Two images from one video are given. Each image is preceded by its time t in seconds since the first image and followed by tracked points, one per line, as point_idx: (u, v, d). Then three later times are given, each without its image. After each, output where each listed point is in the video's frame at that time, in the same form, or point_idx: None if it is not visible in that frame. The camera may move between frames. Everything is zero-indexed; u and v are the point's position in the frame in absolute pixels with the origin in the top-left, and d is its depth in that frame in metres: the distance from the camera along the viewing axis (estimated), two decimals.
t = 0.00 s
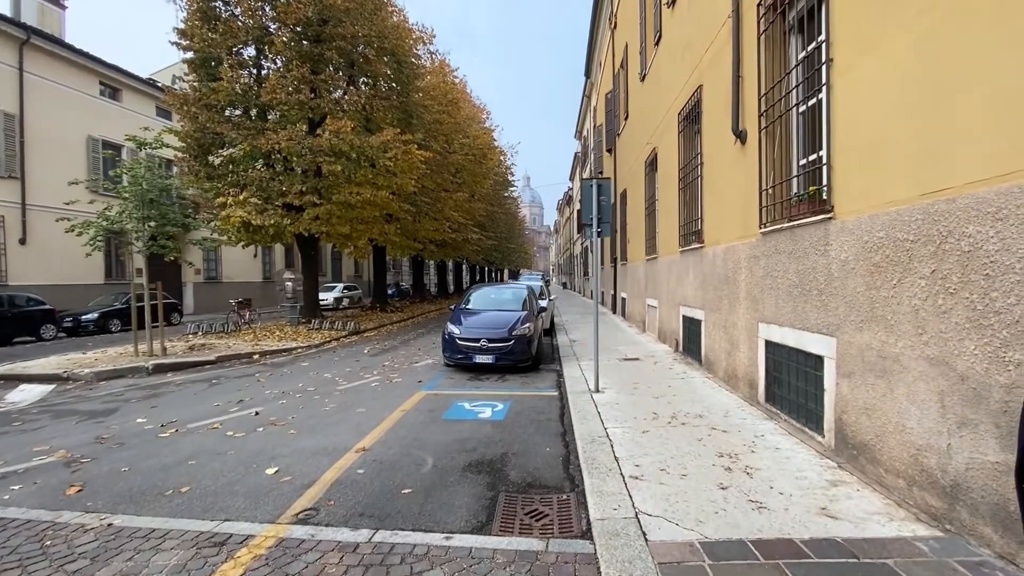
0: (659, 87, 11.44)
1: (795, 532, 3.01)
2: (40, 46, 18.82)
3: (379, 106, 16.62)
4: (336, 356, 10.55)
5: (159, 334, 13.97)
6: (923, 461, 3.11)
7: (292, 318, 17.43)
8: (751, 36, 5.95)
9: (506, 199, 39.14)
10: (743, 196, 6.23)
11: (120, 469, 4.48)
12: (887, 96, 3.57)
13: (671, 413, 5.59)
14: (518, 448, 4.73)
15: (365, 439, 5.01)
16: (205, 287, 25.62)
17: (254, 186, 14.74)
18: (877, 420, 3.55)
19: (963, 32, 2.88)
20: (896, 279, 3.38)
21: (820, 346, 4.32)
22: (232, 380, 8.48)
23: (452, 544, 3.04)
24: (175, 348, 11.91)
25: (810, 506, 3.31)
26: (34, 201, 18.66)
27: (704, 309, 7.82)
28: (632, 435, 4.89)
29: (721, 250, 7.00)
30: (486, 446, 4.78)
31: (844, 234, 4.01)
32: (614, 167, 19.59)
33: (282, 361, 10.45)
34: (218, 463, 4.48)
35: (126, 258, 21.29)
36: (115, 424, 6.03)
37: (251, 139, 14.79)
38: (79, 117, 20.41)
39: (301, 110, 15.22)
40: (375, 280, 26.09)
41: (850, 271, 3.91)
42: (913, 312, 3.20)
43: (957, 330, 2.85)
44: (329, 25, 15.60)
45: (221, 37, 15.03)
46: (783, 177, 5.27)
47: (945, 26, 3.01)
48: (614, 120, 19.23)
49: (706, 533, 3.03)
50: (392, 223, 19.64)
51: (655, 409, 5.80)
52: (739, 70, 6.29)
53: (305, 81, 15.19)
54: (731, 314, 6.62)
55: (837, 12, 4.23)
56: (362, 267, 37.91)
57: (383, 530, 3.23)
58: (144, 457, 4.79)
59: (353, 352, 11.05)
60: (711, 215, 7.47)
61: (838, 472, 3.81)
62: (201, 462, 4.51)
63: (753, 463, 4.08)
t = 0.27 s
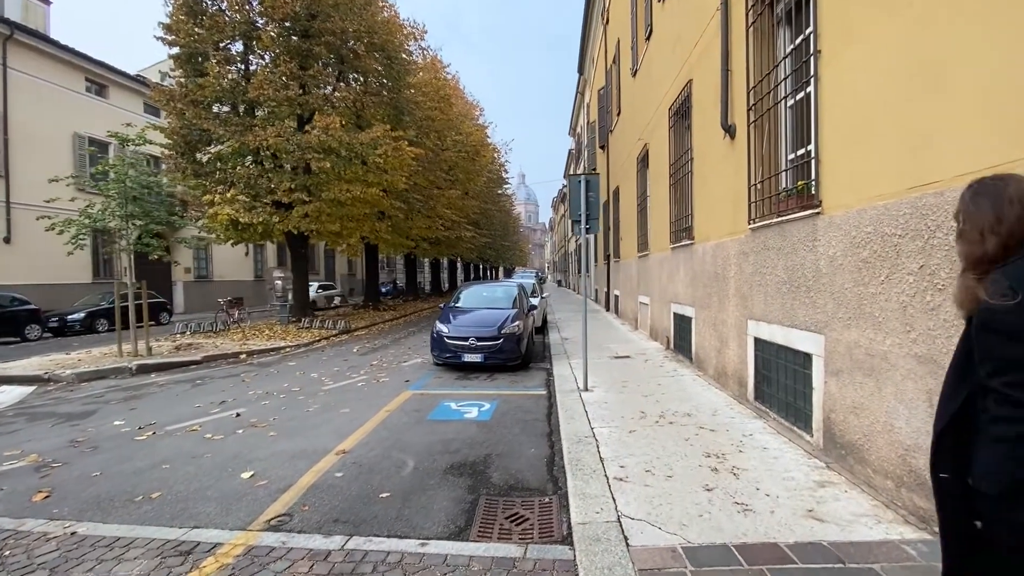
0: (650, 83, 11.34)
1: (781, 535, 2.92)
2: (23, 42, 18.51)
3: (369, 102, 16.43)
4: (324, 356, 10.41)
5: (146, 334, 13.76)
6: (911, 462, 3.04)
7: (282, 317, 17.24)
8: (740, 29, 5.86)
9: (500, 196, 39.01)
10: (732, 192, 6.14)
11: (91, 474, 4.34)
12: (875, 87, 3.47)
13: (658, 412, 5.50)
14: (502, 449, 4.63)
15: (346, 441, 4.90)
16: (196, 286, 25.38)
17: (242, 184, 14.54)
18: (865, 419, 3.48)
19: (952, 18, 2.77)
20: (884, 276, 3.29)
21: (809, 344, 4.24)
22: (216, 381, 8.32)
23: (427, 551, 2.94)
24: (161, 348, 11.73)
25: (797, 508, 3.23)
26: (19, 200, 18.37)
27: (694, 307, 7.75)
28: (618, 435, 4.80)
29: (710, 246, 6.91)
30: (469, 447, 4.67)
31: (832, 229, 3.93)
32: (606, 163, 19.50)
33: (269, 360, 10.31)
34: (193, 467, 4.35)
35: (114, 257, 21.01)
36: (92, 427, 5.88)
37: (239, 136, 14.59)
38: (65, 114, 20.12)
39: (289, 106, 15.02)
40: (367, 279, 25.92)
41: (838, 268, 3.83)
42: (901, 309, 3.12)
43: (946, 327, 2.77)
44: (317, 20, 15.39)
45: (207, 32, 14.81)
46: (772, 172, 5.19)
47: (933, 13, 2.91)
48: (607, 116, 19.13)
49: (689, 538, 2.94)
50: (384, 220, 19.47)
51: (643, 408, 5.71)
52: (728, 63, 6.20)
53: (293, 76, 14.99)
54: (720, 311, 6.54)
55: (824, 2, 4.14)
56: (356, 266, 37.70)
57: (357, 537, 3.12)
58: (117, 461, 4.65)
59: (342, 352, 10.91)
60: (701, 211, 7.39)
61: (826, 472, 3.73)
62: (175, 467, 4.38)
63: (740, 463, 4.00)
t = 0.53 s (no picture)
0: (642, 79, 11.26)
1: (765, 539, 2.86)
2: (11, 39, 18.29)
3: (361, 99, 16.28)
4: (314, 355, 10.31)
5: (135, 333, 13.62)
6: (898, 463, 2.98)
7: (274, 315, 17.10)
8: (729, 23, 5.78)
9: (496, 194, 38.87)
10: (723, 188, 6.08)
11: (66, 477, 4.25)
12: (864, 82, 3.39)
13: (648, 411, 5.45)
14: (487, 450, 4.56)
15: (330, 442, 4.82)
16: (188, 284, 25.20)
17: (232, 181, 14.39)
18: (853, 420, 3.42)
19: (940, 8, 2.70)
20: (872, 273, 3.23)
21: (797, 343, 4.18)
22: (203, 381, 8.22)
23: (404, 557, 2.87)
24: (149, 348, 11.60)
25: (783, 510, 3.17)
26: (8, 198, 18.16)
27: (686, 304, 7.69)
28: (606, 435, 4.73)
29: (701, 243, 6.85)
30: (454, 449, 4.60)
31: (820, 226, 3.87)
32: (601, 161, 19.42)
33: (259, 360, 10.20)
34: (171, 470, 4.26)
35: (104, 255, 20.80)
36: (73, 429, 5.78)
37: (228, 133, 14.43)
38: (54, 111, 19.90)
39: (280, 102, 14.86)
40: (361, 277, 25.77)
41: (826, 266, 3.77)
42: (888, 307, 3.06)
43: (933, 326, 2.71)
44: (308, 16, 15.23)
45: (196, 28, 14.63)
46: (761, 168, 5.13)
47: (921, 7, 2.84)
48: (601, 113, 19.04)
49: (672, 542, 2.87)
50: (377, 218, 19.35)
51: (633, 407, 5.65)
52: (718, 58, 6.12)
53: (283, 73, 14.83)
54: (711, 309, 6.48)
55: None
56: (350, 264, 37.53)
57: (333, 542, 3.04)
58: (95, 463, 4.56)
59: (333, 351, 10.82)
60: (692, 208, 7.33)
61: (814, 473, 3.68)
62: (153, 470, 4.29)
63: (727, 464, 3.94)
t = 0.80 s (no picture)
0: (638, 75, 11.17)
1: (753, 543, 2.79)
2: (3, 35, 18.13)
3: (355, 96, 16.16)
4: (307, 353, 10.24)
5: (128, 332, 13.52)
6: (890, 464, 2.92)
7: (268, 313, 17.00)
8: (723, 16, 5.69)
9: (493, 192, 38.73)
10: (716, 184, 6.00)
11: (46, 479, 4.17)
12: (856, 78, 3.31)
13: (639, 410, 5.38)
14: (475, 451, 4.49)
15: (315, 443, 4.74)
16: (184, 283, 25.07)
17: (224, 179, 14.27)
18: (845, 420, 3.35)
19: None
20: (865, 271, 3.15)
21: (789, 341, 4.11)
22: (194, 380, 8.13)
23: (383, 562, 2.79)
24: (141, 347, 11.51)
25: (772, 513, 3.10)
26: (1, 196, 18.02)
27: (680, 302, 7.63)
28: (596, 435, 4.66)
29: (695, 240, 6.78)
30: (442, 449, 4.53)
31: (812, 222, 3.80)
32: (597, 158, 19.33)
33: (251, 359, 10.12)
34: (152, 472, 4.18)
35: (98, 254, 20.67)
36: (58, 429, 5.70)
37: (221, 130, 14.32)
38: (48, 108, 19.77)
39: (273, 99, 14.73)
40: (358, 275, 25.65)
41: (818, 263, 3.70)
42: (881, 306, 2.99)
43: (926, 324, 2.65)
44: (301, 12, 15.08)
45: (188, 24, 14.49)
46: (754, 163, 5.05)
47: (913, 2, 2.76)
48: (598, 110, 18.95)
49: (657, 546, 2.80)
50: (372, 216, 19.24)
51: (625, 406, 5.59)
52: (711, 52, 6.03)
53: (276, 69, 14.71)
54: (704, 307, 6.42)
55: None
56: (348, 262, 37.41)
57: (311, 547, 2.96)
58: (77, 465, 4.48)
59: (327, 349, 10.74)
60: (686, 205, 7.25)
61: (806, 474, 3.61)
62: (135, 471, 4.22)
63: (718, 464, 3.87)
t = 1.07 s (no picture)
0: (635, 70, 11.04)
1: (745, 550, 2.68)
2: None
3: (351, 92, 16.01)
4: (301, 352, 10.14)
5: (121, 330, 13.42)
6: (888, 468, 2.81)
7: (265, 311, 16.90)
8: (719, 8, 5.56)
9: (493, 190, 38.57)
10: (712, 180, 5.89)
11: (23, 480, 4.07)
12: (852, 73, 3.21)
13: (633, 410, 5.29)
14: (464, 452, 4.38)
15: (301, 443, 4.64)
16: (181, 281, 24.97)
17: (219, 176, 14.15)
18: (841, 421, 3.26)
19: None
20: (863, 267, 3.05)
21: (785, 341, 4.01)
22: (184, 379, 8.04)
23: (360, 569, 2.69)
24: (134, 345, 11.41)
25: (765, 517, 3.00)
26: None
27: (676, 300, 7.52)
28: (587, 435, 4.56)
29: (691, 237, 6.67)
30: (430, 450, 4.43)
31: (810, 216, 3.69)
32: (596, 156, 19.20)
33: (245, 357, 10.03)
34: (131, 473, 4.08)
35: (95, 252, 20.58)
36: (41, 428, 5.60)
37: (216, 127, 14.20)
38: (44, 105, 19.66)
39: (268, 95, 14.60)
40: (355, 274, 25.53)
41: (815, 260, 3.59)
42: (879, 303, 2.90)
43: (926, 323, 2.54)
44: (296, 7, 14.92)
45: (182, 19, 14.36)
46: (751, 158, 4.94)
47: None
48: (596, 107, 18.80)
49: (645, 552, 2.70)
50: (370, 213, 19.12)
51: (618, 405, 5.48)
52: (708, 45, 5.90)
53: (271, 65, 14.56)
54: (701, 305, 6.31)
55: None
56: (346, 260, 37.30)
57: (287, 552, 2.86)
58: (56, 465, 4.38)
59: (321, 347, 10.65)
60: (682, 202, 7.14)
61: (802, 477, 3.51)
62: (114, 472, 4.11)
63: (711, 466, 3.77)
